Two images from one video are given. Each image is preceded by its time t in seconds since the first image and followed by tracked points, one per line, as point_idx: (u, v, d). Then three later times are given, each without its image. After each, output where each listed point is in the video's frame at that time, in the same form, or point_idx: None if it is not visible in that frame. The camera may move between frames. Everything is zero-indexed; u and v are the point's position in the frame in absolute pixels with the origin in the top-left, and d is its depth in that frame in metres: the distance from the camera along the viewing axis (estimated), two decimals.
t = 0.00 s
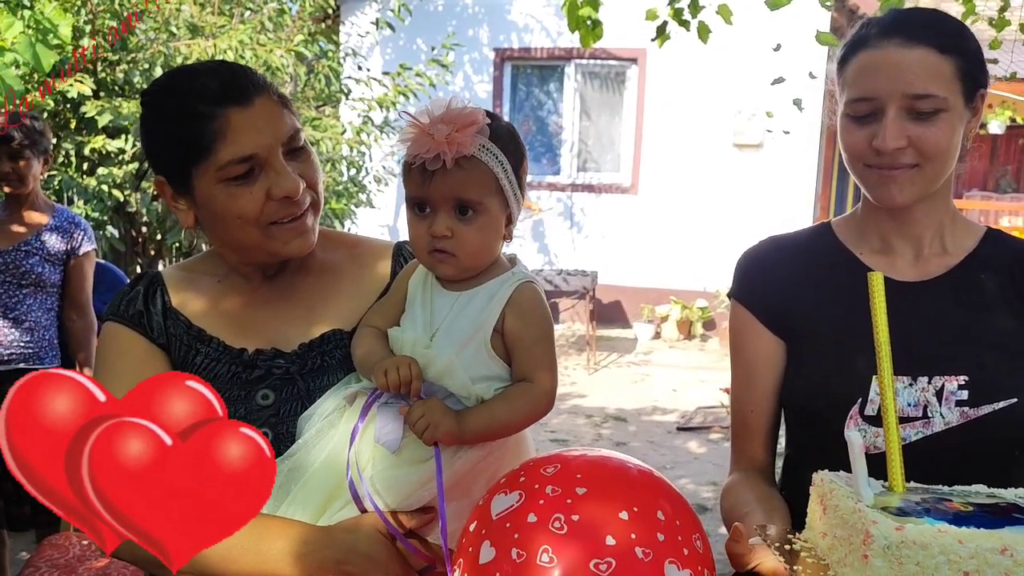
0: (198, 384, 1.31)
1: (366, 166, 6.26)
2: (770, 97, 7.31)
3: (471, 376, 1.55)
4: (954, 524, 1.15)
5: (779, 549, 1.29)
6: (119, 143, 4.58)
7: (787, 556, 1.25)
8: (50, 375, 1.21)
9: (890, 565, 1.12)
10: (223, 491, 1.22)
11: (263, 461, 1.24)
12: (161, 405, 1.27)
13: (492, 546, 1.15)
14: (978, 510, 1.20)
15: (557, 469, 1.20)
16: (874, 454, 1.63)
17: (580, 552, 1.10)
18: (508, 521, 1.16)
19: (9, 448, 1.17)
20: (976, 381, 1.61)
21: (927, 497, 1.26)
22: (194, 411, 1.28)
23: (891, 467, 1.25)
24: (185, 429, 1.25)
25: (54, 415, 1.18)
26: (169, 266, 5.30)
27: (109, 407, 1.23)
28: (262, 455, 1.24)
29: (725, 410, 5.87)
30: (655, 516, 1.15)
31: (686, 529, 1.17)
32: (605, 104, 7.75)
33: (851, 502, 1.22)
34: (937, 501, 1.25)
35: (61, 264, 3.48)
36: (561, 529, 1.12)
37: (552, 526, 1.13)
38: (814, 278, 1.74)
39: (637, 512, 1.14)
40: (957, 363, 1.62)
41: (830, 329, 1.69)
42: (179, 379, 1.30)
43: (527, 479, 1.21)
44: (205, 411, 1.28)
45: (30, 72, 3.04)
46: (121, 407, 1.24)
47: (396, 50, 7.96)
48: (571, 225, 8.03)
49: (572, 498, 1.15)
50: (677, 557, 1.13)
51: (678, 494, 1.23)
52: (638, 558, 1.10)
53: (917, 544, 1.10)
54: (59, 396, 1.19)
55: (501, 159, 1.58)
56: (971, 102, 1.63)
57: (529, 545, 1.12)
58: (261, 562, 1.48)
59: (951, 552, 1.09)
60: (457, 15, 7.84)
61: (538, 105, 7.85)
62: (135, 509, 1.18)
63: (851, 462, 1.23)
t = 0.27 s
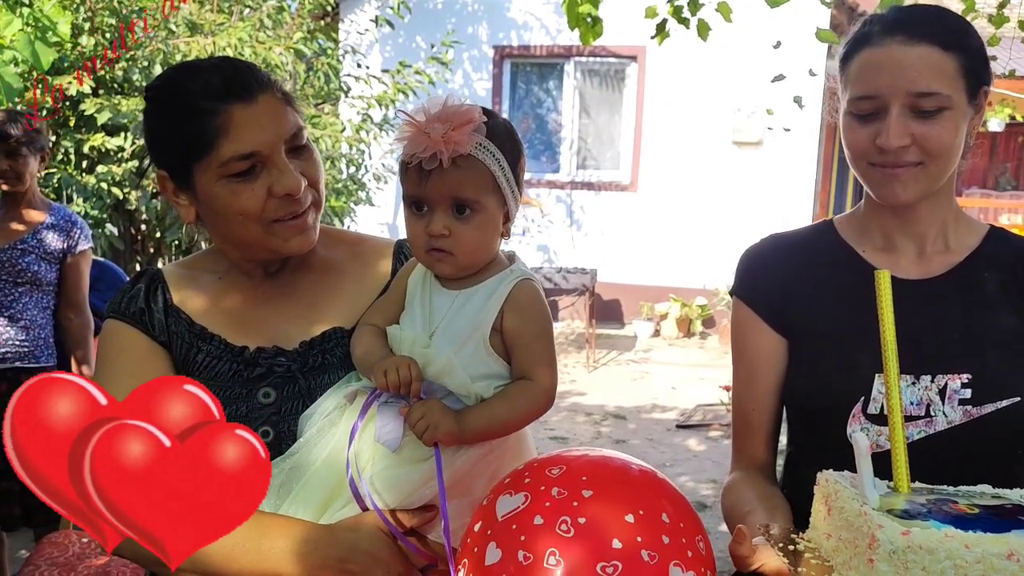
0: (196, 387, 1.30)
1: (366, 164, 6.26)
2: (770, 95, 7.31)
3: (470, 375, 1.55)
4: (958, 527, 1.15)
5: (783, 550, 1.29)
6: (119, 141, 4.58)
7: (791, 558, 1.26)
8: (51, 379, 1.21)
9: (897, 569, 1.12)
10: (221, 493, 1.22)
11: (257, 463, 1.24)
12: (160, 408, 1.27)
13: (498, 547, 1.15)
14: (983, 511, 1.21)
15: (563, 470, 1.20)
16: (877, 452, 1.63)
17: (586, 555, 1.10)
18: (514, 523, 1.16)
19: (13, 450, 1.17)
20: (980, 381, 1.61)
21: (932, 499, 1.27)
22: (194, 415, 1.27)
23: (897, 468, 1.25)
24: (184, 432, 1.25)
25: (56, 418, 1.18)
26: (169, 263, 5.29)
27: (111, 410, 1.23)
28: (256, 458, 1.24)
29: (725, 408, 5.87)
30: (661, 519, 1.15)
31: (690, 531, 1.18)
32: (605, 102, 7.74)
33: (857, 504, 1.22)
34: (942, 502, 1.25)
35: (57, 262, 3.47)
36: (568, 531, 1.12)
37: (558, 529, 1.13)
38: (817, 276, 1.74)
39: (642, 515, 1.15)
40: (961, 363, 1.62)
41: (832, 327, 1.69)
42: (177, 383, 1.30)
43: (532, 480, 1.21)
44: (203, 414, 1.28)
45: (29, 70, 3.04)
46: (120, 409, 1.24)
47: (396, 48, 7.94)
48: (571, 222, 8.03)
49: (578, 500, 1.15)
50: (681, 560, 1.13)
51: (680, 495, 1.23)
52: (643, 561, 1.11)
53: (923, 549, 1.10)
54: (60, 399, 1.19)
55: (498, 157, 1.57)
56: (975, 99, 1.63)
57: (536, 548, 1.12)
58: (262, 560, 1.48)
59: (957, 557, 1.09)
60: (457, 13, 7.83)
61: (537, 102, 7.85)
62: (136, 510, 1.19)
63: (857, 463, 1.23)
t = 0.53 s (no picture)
0: (199, 382, 1.30)
1: (365, 162, 6.25)
2: (769, 92, 7.31)
3: (469, 373, 1.55)
4: (954, 529, 1.15)
5: (779, 552, 1.28)
6: (117, 139, 4.58)
7: (786, 560, 1.25)
8: (49, 373, 1.22)
9: (888, 571, 1.12)
10: (219, 495, 1.21)
11: (266, 461, 1.22)
12: (162, 405, 1.27)
13: (492, 536, 1.15)
14: (980, 513, 1.21)
15: (555, 458, 1.21)
16: (877, 451, 1.63)
17: (580, 538, 1.10)
18: (507, 510, 1.16)
19: (10, 448, 1.18)
20: (981, 380, 1.61)
21: (929, 500, 1.26)
22: (196, 409, 1.27)
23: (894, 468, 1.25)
24: (185, 429, 1.25)
25: (54, 414, 1.18)
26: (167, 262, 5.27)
27: (110, 406, 1.23)
28: (264, 455, 1.22)
29: (724, 406, 5.87)
30: (654, 501, 1.15)
31: (684, 513, 1.18)
32: (604, 99, 7.74)
33: (850, 505, 1.22)
34: (940, 503, 1.24)
35: (53, 262, 3.47)
36: (561, 516, 1.12)
37: (551, 514, 1.13)
38: (819, 275, 1.74)
39: (635, 497, 1.14)
40: (960, 363, 1.62)
41: (833, 327, 1.69)
42: (180, 378, 1.30)
43: (524, 469, 1.21)
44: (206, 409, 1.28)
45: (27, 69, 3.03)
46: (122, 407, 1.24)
47: (394, 46, 7.94)
48: (570, 220, 8.02)
49: (570, 486, 1.15)
50: (676, 541, 1.13)
51: (678, 484, 1.23)
52: (637, 543, 1.10)
53: (915, 551, 1.11)
54: (60, 395, 1.20)
55: (492, 153, 1.57)
56: (977, 97, 1.62)
57: (529, 533, 1.12)
58: (261, 561, 1.48)
59: (950, 559, 1.10)
60: (456, 11, 7.82)
61: (536, 100, 7.84)
62: (135, 507, 1.18)
63: (852, 464, 1.23)
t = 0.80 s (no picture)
0: (201, 380, 1.29)
1: (363, 160, 6.24)
2: (767, 91, 7.31)
3: (465, 373, 1.55)
4: (945, 531, 1.14)
5: (771, 551, 1.28)
6: (114, 137, 4.57)
7: (777, 559, 1.25)
8: (47, 372, 1.21)
9: (877, 572, 1.11)
10: (221, 497, 1.20)
11: (268, 461, 1.21)
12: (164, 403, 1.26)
13: (479, 529, 1.14)
14: (974, 513, 1.21)
15: (542, 450, 1.20)
16: (874, 449, 1.63)
17: (564, 526, 1.08)
18: (494, 503, 1.15)
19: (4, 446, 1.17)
20: (980, 379, 1.61)
21: (922, 500, 1.26)
22: (198, 408, 1.26)
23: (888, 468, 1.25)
24: (188, 428, 1.24)
25: (52, 412, 1.18)
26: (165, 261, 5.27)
27: (110, 405, 1.23)
28: (266, 455, 1.21)
29: (722, 404, 5.87)
30: (642, 489, 1.13)
31: (676, 503, 1.15)
32: (602, 97, 7.74)
33: (842, 505, 1.22)
34: (934, 504, 1.24)
35: (47, 261, 3.46)
36: (546, 504, 1.11)
37: (536, 503, 1.12)
38: (818, 273, 1.74)
39: (622, 484, 1.13)
40: (956, 363, 1.62)
41: (832, 324, 1.69)
42: (181, 376, 1.29)
43: (512, 463, 1.20)
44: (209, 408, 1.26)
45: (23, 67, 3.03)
46: (123, 405, 1.24)
47: (392, 44, 7.93)
48: (569, 219, 8.02)
49: (556, 475, 1.14)
50: (664, 529, 1.10)
51: (674, 478, 1.21)
52: (625, 530, 1.08)
53: (906, 553, 1.10)
54: (61, 394, 1.19)
55: (490, 152, 1.57)
56: (977, 93, 1.62)
57: (514, 523, 1.11)
58: (255, 561, 1.48)
59: (941, 562, 1.09)
60: (453, 10, 7.80)
61: (534, 99, 7.84)
62: (135, 508, 1.18)
63: (844, 463, 1.23)
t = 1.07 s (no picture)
0: (198, 382, 1.28)
1: (360, 160, 6.24)
2: (763, 90, 7.32)
3: (465, 376, 1.54)
4: (941, 530, 1.15)
5: (768, 551, 1.28)
6: (110, 138, 4.57)
7: (775, 559, 1.26)
8: (50, 375, 1.20)
9: (873, 571, 1.13)
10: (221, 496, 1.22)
11: (265, 461, 1.23)
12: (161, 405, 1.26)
13: (475, 531, 1.16)
14: (970, 513, 1.21)
15: (538, 453, 1.22)
16: (872, 449, 1.63)
17: (558, 528, 1.10)
18: (489, 505, 1.17)
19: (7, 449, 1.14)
20: (977, 379, 1.62)
21: (919, 500, 1.27)
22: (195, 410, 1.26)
23: (885, 469, 1.26)
24: (186, 430, 1.25)
25: (54, 415, 1.16)
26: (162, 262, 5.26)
27: (110, 406, 1.22)
28: (262, 456, 1.23)
29: (719, 404, 5.88)
30: (638, 492, 1.15)
31: (672, 507, 1.16)
32: (599, 97, 7.75)
33: (838, 505, 1.23)
34: (930, 504, 1.25)
35: (42, 262, 3.46)
36: (541, 506, 1.12)
37: (532, 505, 1.13)
38: (815, 274, 1.74)
39: (617, 487, 1.14)
40: (954, 364, 1.63)
41: (831, 324, 1.69)
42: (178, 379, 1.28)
43: (508, 465, 1.22)
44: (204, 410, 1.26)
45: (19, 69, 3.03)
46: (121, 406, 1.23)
47: (389, 44, 7.93)
48: (566, 218, 8.02)
49: (551, 477, 1.15)
50: (659, 531, 1.12)
51: (672, 482, 1.23)
52: (618, 532, 1.10)
53: (902, 552, 1.11)
54: (62, 396, 1.18)
55: (500, 160, 1.60)
56: (975, 94, 1.63)
57: (509, 525, 1.12)
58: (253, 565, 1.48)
59: (937, 560, 1.10)
60: (450, 10, 7.79)
61: (531, 99, 7.85)
62: (137, 508, 1.18)
63: (840, 462, 1.24)
